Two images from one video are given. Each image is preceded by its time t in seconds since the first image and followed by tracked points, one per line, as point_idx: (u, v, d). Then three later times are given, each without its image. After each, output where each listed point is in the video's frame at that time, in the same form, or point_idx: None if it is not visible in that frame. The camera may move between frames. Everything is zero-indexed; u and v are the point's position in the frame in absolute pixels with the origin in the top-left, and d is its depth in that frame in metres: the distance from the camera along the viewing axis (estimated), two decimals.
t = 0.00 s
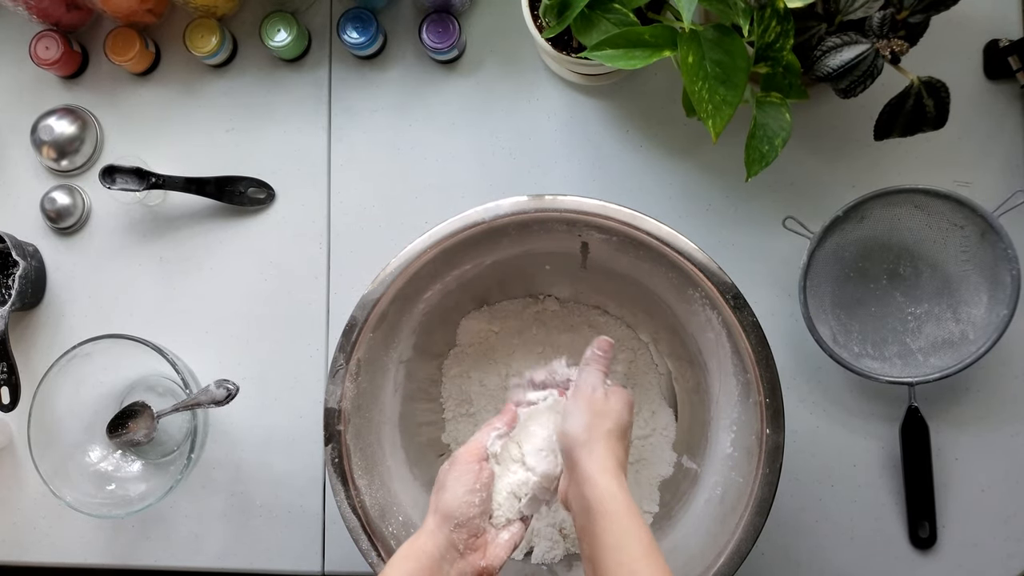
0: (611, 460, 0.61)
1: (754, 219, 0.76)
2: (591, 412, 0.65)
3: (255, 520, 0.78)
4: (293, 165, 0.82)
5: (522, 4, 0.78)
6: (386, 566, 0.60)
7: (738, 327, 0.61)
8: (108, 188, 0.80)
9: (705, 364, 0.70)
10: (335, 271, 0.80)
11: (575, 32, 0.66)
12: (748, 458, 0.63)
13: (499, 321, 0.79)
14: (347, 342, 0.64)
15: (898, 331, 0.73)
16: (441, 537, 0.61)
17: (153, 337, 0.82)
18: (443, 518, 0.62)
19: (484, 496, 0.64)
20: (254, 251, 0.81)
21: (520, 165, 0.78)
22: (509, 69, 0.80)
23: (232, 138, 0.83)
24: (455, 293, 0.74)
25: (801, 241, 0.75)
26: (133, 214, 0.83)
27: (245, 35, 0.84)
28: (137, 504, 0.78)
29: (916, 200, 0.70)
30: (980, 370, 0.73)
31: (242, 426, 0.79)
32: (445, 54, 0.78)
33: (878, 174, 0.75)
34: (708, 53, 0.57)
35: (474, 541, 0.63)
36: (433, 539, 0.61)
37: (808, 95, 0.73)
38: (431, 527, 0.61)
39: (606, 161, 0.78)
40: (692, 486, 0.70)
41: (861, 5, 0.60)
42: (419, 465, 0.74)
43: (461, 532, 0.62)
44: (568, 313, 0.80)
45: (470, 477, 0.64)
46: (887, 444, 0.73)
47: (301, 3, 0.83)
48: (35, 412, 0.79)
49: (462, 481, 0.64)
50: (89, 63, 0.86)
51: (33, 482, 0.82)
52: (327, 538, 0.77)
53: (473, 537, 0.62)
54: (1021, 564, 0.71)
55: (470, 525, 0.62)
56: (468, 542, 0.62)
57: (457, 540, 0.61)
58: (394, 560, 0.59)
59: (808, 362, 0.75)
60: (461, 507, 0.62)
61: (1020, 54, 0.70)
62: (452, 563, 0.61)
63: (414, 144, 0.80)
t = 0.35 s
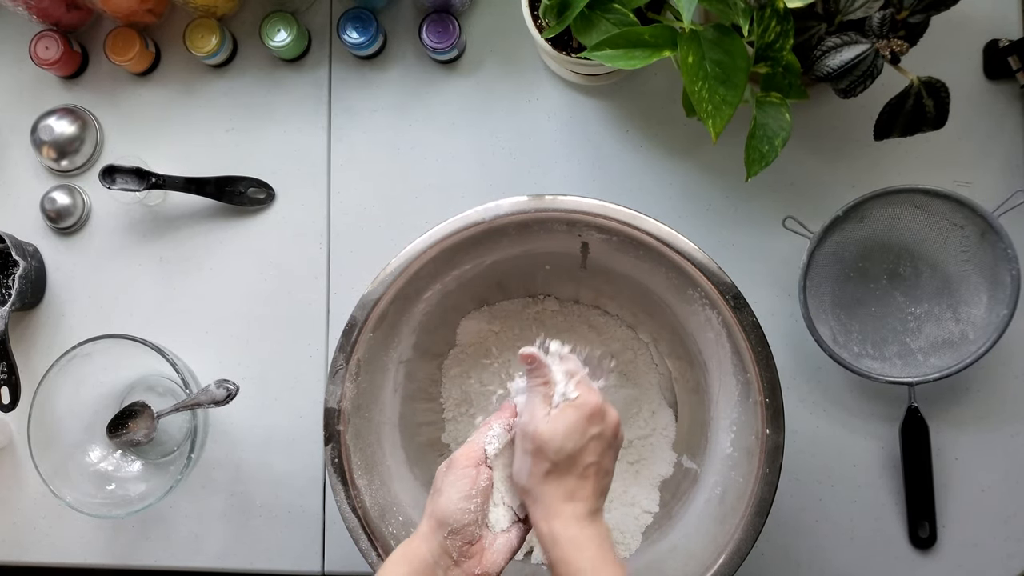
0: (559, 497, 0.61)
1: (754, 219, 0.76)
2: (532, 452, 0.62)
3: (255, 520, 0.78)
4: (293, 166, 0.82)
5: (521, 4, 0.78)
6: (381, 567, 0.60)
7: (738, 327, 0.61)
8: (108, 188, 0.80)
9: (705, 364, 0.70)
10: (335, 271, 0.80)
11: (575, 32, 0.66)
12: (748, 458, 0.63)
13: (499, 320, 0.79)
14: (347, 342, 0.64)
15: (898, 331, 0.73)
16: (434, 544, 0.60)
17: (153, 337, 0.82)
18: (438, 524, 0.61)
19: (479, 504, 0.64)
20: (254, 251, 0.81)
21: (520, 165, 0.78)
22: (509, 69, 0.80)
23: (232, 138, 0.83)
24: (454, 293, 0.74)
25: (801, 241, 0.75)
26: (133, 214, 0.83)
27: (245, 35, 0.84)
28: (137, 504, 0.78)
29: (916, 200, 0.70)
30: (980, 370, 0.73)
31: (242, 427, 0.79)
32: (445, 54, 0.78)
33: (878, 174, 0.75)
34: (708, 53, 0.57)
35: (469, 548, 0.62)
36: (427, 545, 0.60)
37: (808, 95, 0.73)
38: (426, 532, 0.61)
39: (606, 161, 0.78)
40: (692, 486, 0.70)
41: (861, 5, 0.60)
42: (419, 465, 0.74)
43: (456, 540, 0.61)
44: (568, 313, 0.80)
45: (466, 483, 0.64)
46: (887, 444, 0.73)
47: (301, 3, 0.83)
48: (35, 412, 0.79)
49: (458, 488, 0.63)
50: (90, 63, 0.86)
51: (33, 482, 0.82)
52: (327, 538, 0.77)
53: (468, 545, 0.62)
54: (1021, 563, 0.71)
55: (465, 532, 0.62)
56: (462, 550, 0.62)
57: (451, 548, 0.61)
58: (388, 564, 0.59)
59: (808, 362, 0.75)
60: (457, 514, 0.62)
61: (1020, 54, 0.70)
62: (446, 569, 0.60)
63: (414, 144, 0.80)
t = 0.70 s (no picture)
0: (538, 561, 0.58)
1: (754, 219, 0.76)
2: (498, 513, 0.59)
3: (255, 519, 0.78)
4: (293, 166, 0.82)
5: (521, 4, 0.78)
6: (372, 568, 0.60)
7: (738, 326, 0.61)
8: (108, 188, 0.80)
9: (705, 364, 0.70)
10: (335, 271, 0.80)
11: (575, 32, 0.66)
12: (748, 458, 0.63)
13: (499, 320, 0.79)
14: (347, 342, 0.64)
15: (898, 331, 0.73)
16: (433, 529, 0.60)
17: (153, 337, 0.82)
18: (437, 507, 0.61)
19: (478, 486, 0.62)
20: (254, 251, 0.81)
21: (520, 165, 0.78)
22: (509, 69, 0.80)
23: (232, 138, 0.83)
24: (454, 293, 0.74)
25: (801, 241, 0.75)
26: (133, 214, 0.83)
27: (245, 35, 0.84)
28: (137, 504, 0.78)
29: (916, 200, 0.70)
30: (980, 369, 0.73)
31: (242, 427, 0.79)
32: (445, 54, 0.78)
33: (878, 174, 0.75)
34: (708, 53, 0.57)
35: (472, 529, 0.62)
36: (428, 528, 0.60)
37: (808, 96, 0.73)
38: (426, 516, 0.61)
39: (606, 162, 0.78)
40: (692, 486, 0.70)
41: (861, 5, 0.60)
42: (420, 465, 0.74)
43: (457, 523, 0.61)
44: (568, 313, 0.80)
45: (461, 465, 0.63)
46: (887, 444, 0.73)
47: (301, 3, 0.83)
48: (36, 412, 0.79)
49: (454, 470, 0.63)
50: (90, 63, 0.86)
51: (33, 482, 0.82)
52: (327, 537, 0.77)
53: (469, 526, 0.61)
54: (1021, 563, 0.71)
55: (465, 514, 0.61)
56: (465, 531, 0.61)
57: (451, 528, 0.61)
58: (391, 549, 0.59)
59: (808, 362, 0.75)
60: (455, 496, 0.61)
61: (1020, 54, 0.70)
62: (447, 550, 0.60)
63: (414, 145, 0.80)
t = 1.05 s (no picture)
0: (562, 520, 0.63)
1: (754, 219, 0.76)
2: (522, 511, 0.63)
3: (255, 519, 0.78)
4: (293, 166, 0.82)
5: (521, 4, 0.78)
6: (372, 565, 0.61)
7: (738, 327, 0.61)
8: (108, 188, 0.80)
9: (705, 364, 0.70)
10: (335, 271, 0.80)
11: (575, 32, 0.66)
12: (748, 458, 0.63)
13: (499, 319, 0.79)
14: (347, 342, 0.64)
15: (898, 331, 0.73)
16: (451, 513, 0.62)
17: (153, 337, 0.82)
18: (457, 491, 0.63)
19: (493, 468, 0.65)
20: (254, 251, 0.81)
21: (520, 165, 0.78)
22: (509, 69, 0.80)
23: (232, 138, 0.83)
24: (455, 293, 0.74)
25: (801, 241, 0.75)
26: (133, 214, 0.83)
27: (245, 35, 0.84)
28: (137, 503, 0.78)
29: (916, 200, 0.70)
30: (980, 370, 0.73)
31: (242, 427, 0.79)
32: (445, 54, 0.78)
33: (879, 174, 0.75)
34: (708, 53, 0.57)
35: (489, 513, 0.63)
36: (446, 511, 0.62)
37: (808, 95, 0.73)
38: (444, 500, 0.63)
39: (606, 161, 0.78)
40: (692, 486, 0.70)
41: (862, 5, 0.61)
42: (420, 465, 0.74)
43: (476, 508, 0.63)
44: (568, 313, 0.80)
45: (478, 452, 0.65)
46: (887, 444, 0.73)
47: (301, 3, 0.83)
48: (35, 412, 0.79)
49: (472, 456, 0.65)
50: (89, 63, 0.86)
51: (33, 482, 0.82)
52: (327, 537, 0.77)
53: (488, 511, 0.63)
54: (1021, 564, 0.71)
55: (483, 497, 0.63)
56: (482, 516, 0.63)
57: (469, 511, 0.63)
58: (411, 532, 0.61)
59: (808, 362, 0.75)
60: (475, 480, 0.63)
61: (1020, 54, 0.70)
62: (467, 533, 0.61)
63: (414, 144, 0.80)
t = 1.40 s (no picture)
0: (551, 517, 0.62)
1: (754, 219, 0.76)
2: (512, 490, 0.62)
3: (255, 519, 0.78)
4: (293, 166, 0.82)
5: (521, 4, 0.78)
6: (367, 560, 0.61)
7: (738, 327, 0.61)
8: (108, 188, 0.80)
9: (705, 364, 0.70)
10: (335, 271, 0.80)
11: (575, 32, 0.66)
12: (748, 458, 0.63)
13: (499, 319, 0.79)
14: (347, 341, 0.64)
15: (898, 331, 0.73)
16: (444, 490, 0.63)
17: (153, 337, 0.82)
18: (448, 464, 0.65)
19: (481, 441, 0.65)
20: (254, 251, 0.81)
21: (520, 165, 0.78)
22: (509, 69, 0.80)
23: (232, 138, 0.83)
24: (454, 293, 0.74)
25: (801, 241, 0.75)
26: (133, 214, 0.83)
27: (245, 35, 0.84)
28: (137, 503, 0.78)
29: (916, 200, 0.70)
30: (980, 370, 0.73)
31: (243, 427, 0.79)
32: (445, 54, 0.78)
33: (879, 174, 0.75)
34: (708, 53, 0.57)
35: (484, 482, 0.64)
36: (441, 483, 0.64)
37: (808, 96, 0.73)
38: (438, 475, 0.64)
39: (606, 161, 0.78)
40: (692, 486, 0.70)
41: (862, 5, 0.61)
42: (420, 465, 0.74)
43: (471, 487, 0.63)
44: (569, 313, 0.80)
45: (468, 427, 0.66)
46: (887, 444, 0.73)
47: (301, 3, 0.83)
48: (36, 412, 0.79)
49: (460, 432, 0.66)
50: (90, 63, 0.86)
51: (33, 481, 0.82)
52: (327, 537, 0.77)
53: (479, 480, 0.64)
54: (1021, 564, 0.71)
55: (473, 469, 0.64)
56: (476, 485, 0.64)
57: (463, 483, 0.64)
58: (404, 506, 0.62)
59: (808, 362, 0.75)
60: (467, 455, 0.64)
61: (1020, 54, 0.70)
62: (460, 504, 0.63)
63: (414, 144, 0.80)
